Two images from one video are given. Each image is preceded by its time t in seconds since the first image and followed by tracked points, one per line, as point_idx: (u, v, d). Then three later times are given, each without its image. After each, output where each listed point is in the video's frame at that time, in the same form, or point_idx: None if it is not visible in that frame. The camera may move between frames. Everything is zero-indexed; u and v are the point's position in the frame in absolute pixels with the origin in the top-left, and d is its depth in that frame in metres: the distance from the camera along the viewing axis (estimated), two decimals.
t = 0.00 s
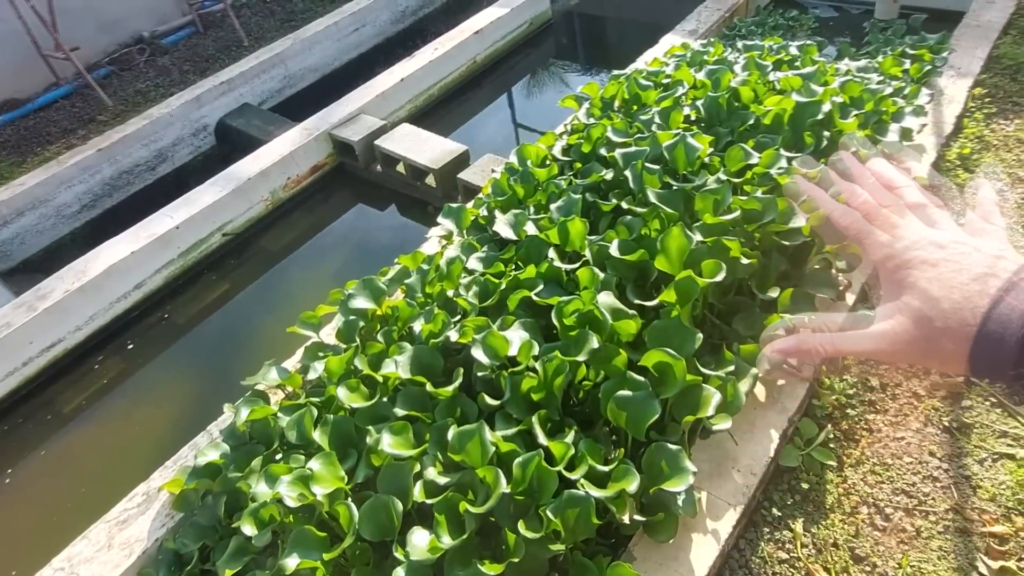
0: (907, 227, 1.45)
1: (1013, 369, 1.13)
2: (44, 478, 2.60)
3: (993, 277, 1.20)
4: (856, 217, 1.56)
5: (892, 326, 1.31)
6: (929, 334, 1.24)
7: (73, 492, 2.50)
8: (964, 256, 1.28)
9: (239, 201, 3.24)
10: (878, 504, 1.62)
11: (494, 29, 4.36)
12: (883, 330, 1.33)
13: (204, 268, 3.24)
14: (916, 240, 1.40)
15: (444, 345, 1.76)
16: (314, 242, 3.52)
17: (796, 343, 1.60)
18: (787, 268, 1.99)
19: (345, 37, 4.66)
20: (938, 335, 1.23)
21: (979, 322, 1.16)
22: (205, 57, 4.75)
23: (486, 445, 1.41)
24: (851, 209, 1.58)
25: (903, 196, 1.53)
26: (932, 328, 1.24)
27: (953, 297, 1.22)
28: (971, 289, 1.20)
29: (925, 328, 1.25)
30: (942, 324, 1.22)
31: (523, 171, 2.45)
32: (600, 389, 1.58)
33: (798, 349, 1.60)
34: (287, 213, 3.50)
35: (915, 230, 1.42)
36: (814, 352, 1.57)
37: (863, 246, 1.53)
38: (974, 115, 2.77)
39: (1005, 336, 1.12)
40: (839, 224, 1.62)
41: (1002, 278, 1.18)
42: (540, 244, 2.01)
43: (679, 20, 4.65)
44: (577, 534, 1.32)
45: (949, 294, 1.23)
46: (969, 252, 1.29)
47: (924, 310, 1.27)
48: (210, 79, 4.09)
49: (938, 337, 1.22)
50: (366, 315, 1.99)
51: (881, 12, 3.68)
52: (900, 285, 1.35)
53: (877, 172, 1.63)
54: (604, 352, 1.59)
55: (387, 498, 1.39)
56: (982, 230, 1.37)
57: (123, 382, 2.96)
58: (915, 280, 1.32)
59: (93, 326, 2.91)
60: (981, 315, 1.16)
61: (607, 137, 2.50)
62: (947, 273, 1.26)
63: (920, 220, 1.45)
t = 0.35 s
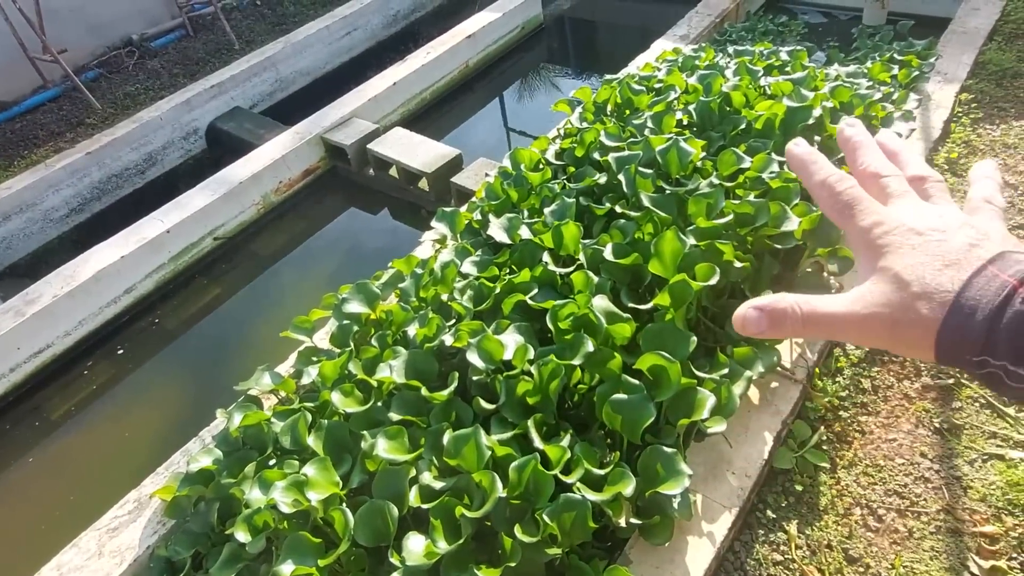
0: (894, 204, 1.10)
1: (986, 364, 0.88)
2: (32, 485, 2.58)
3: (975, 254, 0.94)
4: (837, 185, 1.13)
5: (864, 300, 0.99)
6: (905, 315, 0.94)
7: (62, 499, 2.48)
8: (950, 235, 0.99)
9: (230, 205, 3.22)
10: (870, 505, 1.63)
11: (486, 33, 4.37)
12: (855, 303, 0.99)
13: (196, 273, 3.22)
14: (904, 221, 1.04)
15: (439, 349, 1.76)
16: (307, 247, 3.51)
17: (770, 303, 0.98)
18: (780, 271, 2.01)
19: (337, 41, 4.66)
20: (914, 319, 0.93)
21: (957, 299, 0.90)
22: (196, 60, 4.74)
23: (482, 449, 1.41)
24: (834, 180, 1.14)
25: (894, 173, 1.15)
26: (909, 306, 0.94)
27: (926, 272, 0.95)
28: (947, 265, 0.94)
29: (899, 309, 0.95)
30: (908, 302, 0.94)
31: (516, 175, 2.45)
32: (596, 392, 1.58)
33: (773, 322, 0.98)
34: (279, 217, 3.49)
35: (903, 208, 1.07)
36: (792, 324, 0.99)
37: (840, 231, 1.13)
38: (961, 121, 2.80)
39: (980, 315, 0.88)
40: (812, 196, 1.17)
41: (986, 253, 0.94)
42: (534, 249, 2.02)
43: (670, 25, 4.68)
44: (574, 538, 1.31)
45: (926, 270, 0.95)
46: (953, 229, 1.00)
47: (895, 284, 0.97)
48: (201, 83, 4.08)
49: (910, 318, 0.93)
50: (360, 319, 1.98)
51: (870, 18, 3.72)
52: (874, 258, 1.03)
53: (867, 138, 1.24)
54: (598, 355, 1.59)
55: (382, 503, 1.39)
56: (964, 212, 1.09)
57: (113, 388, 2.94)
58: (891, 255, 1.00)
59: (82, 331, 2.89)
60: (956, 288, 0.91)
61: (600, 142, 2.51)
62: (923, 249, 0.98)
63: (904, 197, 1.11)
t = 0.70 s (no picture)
0: (865, 234, 0.94)
1: (951, 401, 0.78)
2: (30, 485, 2.57)
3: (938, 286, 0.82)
4: (806, 213, 0.96)
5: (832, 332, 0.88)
6: (872, 352, 0.83)
7: (60, 499, 2.47)
8: (920, 265, 0.86)
9: (231, 205, 3.22)
10: (873, 509, 1.63)
11: (488, 35, 4.37)
12: (826, 336, 0.87)
13: (196, 272, 3.22)
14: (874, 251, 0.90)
15: (441, 350, 1.76)
16: (308, 247, 3.51)
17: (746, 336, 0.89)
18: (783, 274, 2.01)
19: (339, 42, 4.66)
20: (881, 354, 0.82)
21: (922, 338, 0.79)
22: (197, 60, 4.73)
23: (485, 450, 1.40)
24: (802, 208, 0.97)
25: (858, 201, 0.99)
26: (876, 342, 0.83)
27: (897, 307, 0.82)
28: (917, 298, 0.82)
29: (869, 342, 0.83)
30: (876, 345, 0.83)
31: (519, 177, 2.45)
32: (599, 393, 1.58)
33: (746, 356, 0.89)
34: (280, 217, 3.48)
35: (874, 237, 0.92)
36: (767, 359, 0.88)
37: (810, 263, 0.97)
38: (963, 125, 2.80)
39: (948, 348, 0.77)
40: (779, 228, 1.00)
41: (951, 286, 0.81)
42: (537, 250, 2.02)
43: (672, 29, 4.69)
44: (577, 540, 1.31)
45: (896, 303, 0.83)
46: (922, 261, 0.87)
47: (864, 321, 0.85)
48: (202, 82, 4.08)
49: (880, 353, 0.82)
50: (362, 319, 1.98)
51: (871, 23, 3.73)
52: (847, 291, 0.89)
53: (831, 164, 1.08)
54: (602, 357, 1.59)
55: (385, 503, 1.38)
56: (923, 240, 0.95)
57: (113, 387, 2.93)
58: (867, 287, 0.86)
59: (82, 330, 2.88)
60: (922, 320, 0.80)
61: (603, 144, 2.51)
62: (893, 282, 0.85)
63: (873, 227, 0.96)
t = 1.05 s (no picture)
0: (880, 153, 1.32)
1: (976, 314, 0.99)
2: (32, 470, 2.58)
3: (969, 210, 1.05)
4: (827, 138, 1.42)
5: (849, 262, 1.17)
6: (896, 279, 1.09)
7: (61, 485, 2.48)
8: (946, 189, 1.12)
9: (239, 196, 3.22)
10: (876, 519, 1.62)
11: (500, 34, 4.37)
12: (849, 266, 1.16)
13: (203, 263, 3.22)
14: (892, 175, 1.23)
15: (447, 347, 1.76)
16: (314, 241, 3.51)
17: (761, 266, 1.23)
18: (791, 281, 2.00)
19: (351, 37, 4.67)
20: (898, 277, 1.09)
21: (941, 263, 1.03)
22: (209, 51, 4.74)
23: (489, 449, 1.40)
24: (825, 136, 1.43)
25: (870, 131, 1.41)
26: (901, 269, 1.08)
27: (924, 233, 1.07)
28: (946, 218, 1.06)
29: (886, 267, 1.11)
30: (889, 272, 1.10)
31: (528, 176, 2.45)
32: (604, 396, 1.58)
33: (763, 279, 1.23)
34: (287, 210, 3.49)
35: (888, 162, 1.26)
36: (782, 281, 1.22)
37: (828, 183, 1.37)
38: (974, 138, 2.79)
39: (984, 265, 0.97)
40: (805, 150, 1.49)
41: (979, 208, 1.05)
42: (546, 250, 2.02)
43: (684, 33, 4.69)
44: (579, 541, 1.30)
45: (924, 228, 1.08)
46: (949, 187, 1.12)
47: (891, 247, 1.11)
48: (214, 74, 4.09)
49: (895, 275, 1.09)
50: (368, 314, 1.98)
51: (884, 32, 3.71)
52: (871, 216, 1.18)
53: (835, 97, 1.61)
54: (608, 358, 1.58)
55: (388, 499, 1.38)
56: (919, 152, 1.38)
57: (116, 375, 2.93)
58: (889, 214, 1.15)
59: (87, 318, 2.88)
60: (956, 243, 1.02)
61: (613, 146, 2.51)
62: (919, 206, 1.11)
63: (886, 149, 1.34)
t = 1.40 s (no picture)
0: None
1: None
2: (34, 449, 2.60)
3: None
4: None
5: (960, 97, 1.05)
6: None
7: (63, 465, 2.50)
8: None
9: (250, 186, 3.24)
10: (874, 534, 1.62)
11: (516, 35, 4.38)
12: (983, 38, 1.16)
13: (211, 251, 3.23)
14: None
15: (451, 345, 1.76)
16: (322, 234, 3.52)
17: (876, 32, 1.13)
18: (797, 293, 2.00)
19: (366, 32, 4.68)
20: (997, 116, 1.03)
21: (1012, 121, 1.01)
22: (225, 41, 4.76)
23: (490, 447, 1.40)
24: None
25: None
26: None
27: None
28: None
29: None
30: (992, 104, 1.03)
31: (539, 178, 2.46)
32: (605, 400, 1.58)
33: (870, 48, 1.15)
34: (297, 202, 3.50)
35: None
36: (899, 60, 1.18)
37: None
38: (987, 156, 2.78)
39: None
40: None
41: None
42: (553, 252, 2.02)
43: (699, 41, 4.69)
44: (576, 544, 1.30)
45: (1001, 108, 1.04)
46: None
47: None
48: (229, 63, 4.11)
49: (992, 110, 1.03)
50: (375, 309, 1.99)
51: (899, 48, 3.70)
52: None
53: None
54: (612, 362, 1.59)
55: (387, 493, 1.38)
56: None
57: (121, 359, 2.95)
58: None
59: (94, 301, 2.90)
60: None
61: (625, 151, 2.52)
62: None
63: None
